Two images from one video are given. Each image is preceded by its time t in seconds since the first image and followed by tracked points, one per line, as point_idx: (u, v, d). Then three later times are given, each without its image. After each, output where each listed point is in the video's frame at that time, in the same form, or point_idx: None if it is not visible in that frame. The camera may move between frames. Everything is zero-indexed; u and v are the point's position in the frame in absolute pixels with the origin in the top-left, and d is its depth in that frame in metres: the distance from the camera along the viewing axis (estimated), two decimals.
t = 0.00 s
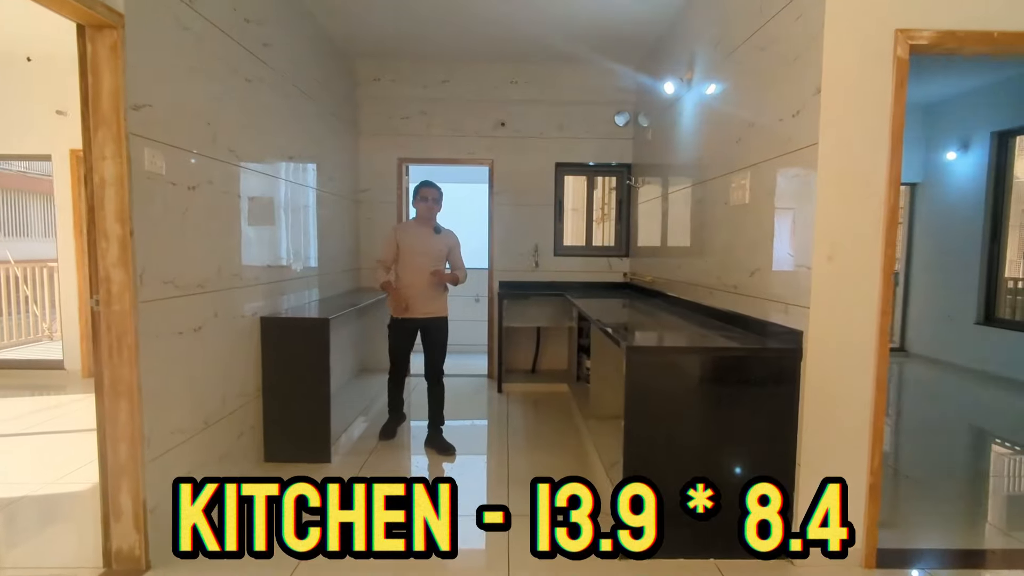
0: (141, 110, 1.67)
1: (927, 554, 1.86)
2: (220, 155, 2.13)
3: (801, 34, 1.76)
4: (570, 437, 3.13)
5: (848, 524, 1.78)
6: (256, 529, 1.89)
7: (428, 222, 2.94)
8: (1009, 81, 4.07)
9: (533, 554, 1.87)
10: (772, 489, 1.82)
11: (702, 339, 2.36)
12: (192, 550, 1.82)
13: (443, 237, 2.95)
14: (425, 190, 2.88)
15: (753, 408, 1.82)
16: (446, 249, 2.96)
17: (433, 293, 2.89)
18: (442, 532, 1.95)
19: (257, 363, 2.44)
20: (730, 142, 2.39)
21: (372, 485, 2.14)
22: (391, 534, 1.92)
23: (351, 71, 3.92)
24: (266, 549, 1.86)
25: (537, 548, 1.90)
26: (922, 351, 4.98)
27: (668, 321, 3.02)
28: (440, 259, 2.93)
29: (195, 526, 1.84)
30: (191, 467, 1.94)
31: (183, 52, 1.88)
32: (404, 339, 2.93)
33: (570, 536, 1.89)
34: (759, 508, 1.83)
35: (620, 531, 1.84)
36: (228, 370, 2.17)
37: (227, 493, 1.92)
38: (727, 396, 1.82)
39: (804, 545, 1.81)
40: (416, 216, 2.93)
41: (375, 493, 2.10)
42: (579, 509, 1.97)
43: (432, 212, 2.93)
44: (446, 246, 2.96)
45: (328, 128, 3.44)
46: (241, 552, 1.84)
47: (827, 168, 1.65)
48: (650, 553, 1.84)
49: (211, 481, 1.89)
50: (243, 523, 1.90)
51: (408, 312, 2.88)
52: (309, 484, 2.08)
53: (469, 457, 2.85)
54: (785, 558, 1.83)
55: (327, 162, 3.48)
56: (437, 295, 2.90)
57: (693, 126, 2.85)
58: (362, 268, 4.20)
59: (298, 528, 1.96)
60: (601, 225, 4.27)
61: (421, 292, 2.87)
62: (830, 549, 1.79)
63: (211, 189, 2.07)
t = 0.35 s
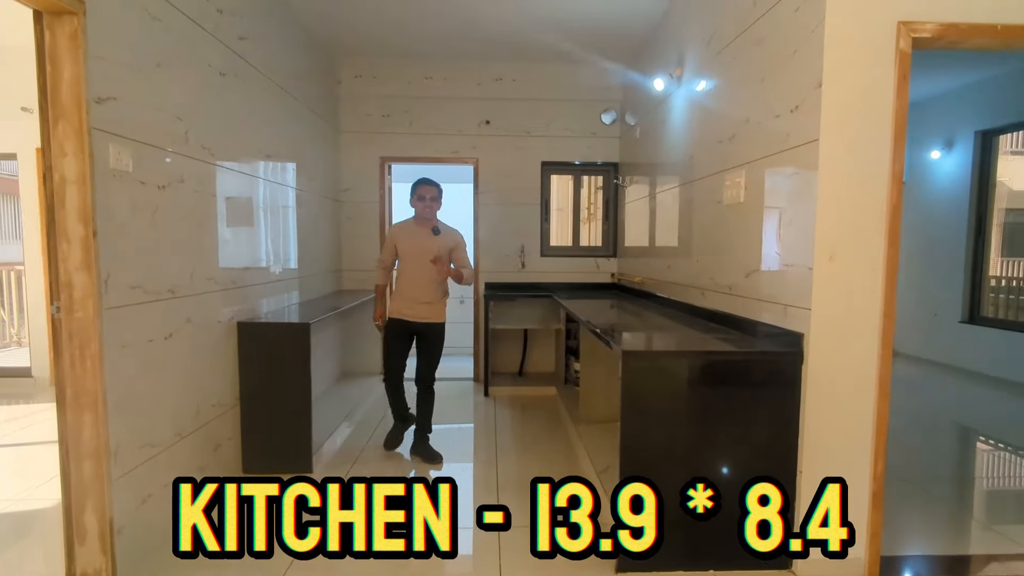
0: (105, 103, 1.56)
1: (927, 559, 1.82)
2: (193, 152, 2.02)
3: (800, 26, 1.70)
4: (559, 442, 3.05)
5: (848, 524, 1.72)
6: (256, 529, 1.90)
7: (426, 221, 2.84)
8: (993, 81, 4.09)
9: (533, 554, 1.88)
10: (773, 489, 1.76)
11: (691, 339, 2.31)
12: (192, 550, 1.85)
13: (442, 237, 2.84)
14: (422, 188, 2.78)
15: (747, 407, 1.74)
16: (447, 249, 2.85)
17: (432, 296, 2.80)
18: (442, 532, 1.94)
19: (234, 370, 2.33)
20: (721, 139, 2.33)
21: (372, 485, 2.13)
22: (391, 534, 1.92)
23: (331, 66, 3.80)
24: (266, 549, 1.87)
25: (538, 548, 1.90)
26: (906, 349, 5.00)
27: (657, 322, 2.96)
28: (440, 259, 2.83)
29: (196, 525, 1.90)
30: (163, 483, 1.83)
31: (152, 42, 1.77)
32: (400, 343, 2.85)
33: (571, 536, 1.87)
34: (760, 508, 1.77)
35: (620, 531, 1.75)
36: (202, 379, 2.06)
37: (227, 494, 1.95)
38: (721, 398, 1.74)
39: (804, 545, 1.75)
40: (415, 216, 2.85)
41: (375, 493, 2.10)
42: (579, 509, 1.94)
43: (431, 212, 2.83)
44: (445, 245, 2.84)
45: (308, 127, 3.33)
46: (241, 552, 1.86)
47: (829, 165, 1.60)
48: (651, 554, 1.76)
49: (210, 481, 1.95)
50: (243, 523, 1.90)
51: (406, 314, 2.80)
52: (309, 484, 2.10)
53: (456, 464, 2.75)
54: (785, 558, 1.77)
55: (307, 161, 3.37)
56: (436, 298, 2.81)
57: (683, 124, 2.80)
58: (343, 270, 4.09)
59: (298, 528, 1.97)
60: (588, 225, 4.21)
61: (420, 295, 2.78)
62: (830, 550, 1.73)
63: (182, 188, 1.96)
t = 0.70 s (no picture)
0: (73, 91, 1.45)
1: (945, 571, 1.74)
2: (173, 146, 1.91)
3: (814, 11, 1.61)
4: (558, 445, 2.95)
5: (849, 524, 1.63)
6: (255, 530, 1.86)
7: (423, 221, 2.75)
8: (999, 76, 4.01)
9: (532, 553, 1.87)
10: (772, 487, 1.66)
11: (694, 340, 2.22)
12: (192, 550, 1.84)
13: (438, 235, 2.74)
14: (415, 187, 2.68)
15: (753, 409, 1.63)
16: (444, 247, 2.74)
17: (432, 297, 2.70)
18: (442, 532, 1.92)
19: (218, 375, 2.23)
20: (727, 133, 2.23)
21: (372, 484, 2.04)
22: (391, 534, 1.89)
23: (322, 61, 3.69)
24: (266, 549, 1.85)
25: (538, 548, 1.89)
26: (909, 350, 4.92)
27: (658, 323, 2.86)
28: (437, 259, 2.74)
29: (195, 525, 1.88)
30: (140, 497, 1.72)
31: (127, 28, 1.67)
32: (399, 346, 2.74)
33: (570, 536, 1.81)
34: (759, 508, 1.66)
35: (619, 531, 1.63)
36: (182, 385, 1.95)
37: (227, 493, 1.92)
38: (728, 400, 1.63)
39: (805, 545, 1.68)
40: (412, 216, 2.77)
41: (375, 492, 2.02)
42: (579, 508, 1.81)
43: (426, 210, 2.73)
44: (441, 243, 2.74)
45: (298, 122, 3.23)
46: (241, 553, 1.84)
47: (847, 159, 1.50)
48: (651, 554, 1.64)
49: (210, 481, 1.93)
50: (242, 523, 1.87)
51: (406, 316, 2.70)
52: (308, 484, 2.01)
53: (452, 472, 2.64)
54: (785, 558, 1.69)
55: (297, 157, 3.26)
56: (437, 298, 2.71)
57: (686, 119, 2.70)
58: (335, 271, 3.99)
59: (298, 528, 1.94)
60: (586, 224, 4.12)
61: (416, 296, 2.69)
62: (829, 549, 1.64)
63: (161, 184, 1.85)
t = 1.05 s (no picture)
0: (61, 90, 1.38)
1: None
2: (171, 147, 1.84)
3: None
4: (572, 456, 2.83)
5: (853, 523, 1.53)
6: (256, 529, 1.86)
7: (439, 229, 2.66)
8: None
9: (532, 554, 1.88)
10: (771, 488, 1.53)
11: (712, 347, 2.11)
12: (192, 550, 1.84)
13: (454, 239, 2.66)
14: (425, 198, 2.59)
15: (778, 417, 1.52)
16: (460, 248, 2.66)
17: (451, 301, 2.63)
18: (442, 532, 1.91)
19: (219, 385, 2.16)
20: (750, 130, 2.12)
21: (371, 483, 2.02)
22: (391, 534, 1.88)
23: (329, 61, 3.62)
24: (266, 549, 1.85)
25: (538, 548, 1.90)
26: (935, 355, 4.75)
27: (674, 328, 2.75)
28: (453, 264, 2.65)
29: (196, 525, 1.86)
30: (135, 515, 1.65)
31: (121, 25, 1.59)
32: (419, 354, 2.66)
33: (570, 537, 1.84)
34: (759, 508, 1.53)
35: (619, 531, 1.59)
36: (181, 397, 1.87)
37: (227, 493, 1.89)
38: (751, 409, 1.51)
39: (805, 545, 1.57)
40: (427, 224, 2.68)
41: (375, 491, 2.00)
42: (579, 508, 1.85)
43: (440, 219, 2.64)
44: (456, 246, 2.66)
45: (304, 124, 3.16)
46: (242, 552, 1.85)
47: (884, 156, 1.39)
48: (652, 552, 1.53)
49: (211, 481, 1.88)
50: (243, 523, 1.86)
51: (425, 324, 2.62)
52: (308, 484, 1.99)
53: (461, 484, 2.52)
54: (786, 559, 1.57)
55: (304, 160, 3.19)
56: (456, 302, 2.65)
57: (705, 116, 2.58)
58: (344, 276, 3.91)
59: (298, 528, 1.93)
60: (600, 226, 4.01)
61: (432, 302, 2.62)
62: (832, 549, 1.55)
63: (158, 187, 1.77)
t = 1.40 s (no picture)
0: (50, 83, 1.31)
1: None
2: (171, 144, 1.77)
3: None
4: (586, 463, 2.73)
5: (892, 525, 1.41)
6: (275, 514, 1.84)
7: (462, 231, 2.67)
8: None
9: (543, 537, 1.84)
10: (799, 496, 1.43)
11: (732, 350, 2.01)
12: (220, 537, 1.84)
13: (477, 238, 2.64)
14: (443, 204, 2.58)
15: (804, 422, 1.42)
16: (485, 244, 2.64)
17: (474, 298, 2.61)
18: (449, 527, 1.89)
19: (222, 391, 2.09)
20: (773, 125, 2.02)
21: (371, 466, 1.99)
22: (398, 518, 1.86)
23: (338, 59, 3.56)
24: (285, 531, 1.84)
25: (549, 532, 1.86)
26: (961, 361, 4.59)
27: (691, 330, 2.65)
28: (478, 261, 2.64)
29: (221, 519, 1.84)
30: (131, 528, 1.58)
31: (116, 16, 1.52)
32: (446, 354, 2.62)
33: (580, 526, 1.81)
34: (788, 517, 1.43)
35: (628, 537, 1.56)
36: (180, 404, 1.80)
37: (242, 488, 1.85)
38: (775, 413, 1.42)
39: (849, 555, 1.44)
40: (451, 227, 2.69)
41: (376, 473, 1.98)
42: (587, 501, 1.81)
43: (463, 218, 2.63)
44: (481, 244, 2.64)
45: (312, 123, 3.09)
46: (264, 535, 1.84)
47: (925, 147, 1.28)
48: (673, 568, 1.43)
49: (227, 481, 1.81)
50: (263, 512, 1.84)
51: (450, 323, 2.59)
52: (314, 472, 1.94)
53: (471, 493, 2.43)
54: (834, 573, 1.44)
55: (311, 159, 3.12)
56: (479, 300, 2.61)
57: (724, 111, 2.48)
58: (353, 277, 3.84)
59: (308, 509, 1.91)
60: (614, 226, 3.91)
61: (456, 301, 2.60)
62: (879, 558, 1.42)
63: (157, 186, 1.70)
